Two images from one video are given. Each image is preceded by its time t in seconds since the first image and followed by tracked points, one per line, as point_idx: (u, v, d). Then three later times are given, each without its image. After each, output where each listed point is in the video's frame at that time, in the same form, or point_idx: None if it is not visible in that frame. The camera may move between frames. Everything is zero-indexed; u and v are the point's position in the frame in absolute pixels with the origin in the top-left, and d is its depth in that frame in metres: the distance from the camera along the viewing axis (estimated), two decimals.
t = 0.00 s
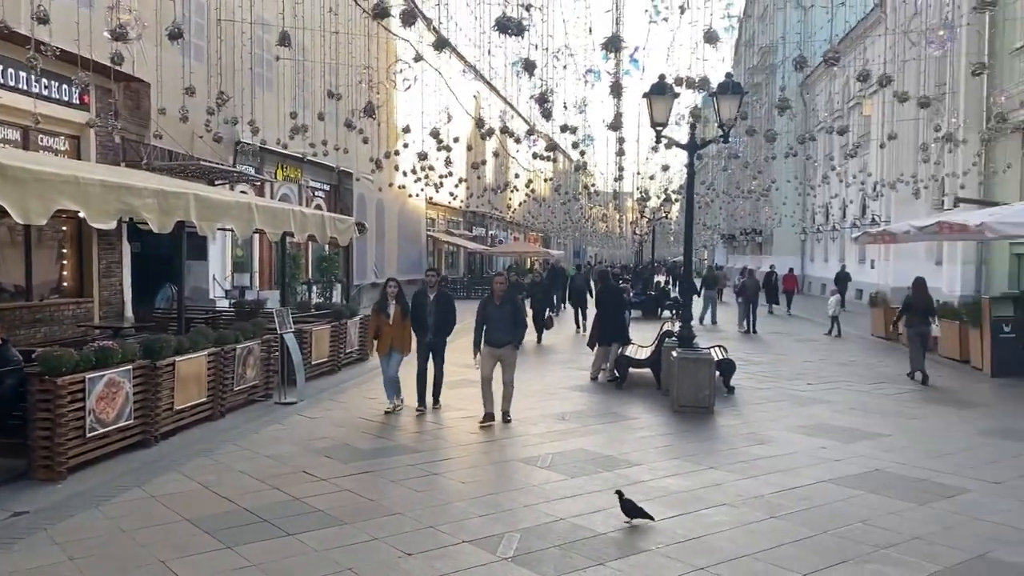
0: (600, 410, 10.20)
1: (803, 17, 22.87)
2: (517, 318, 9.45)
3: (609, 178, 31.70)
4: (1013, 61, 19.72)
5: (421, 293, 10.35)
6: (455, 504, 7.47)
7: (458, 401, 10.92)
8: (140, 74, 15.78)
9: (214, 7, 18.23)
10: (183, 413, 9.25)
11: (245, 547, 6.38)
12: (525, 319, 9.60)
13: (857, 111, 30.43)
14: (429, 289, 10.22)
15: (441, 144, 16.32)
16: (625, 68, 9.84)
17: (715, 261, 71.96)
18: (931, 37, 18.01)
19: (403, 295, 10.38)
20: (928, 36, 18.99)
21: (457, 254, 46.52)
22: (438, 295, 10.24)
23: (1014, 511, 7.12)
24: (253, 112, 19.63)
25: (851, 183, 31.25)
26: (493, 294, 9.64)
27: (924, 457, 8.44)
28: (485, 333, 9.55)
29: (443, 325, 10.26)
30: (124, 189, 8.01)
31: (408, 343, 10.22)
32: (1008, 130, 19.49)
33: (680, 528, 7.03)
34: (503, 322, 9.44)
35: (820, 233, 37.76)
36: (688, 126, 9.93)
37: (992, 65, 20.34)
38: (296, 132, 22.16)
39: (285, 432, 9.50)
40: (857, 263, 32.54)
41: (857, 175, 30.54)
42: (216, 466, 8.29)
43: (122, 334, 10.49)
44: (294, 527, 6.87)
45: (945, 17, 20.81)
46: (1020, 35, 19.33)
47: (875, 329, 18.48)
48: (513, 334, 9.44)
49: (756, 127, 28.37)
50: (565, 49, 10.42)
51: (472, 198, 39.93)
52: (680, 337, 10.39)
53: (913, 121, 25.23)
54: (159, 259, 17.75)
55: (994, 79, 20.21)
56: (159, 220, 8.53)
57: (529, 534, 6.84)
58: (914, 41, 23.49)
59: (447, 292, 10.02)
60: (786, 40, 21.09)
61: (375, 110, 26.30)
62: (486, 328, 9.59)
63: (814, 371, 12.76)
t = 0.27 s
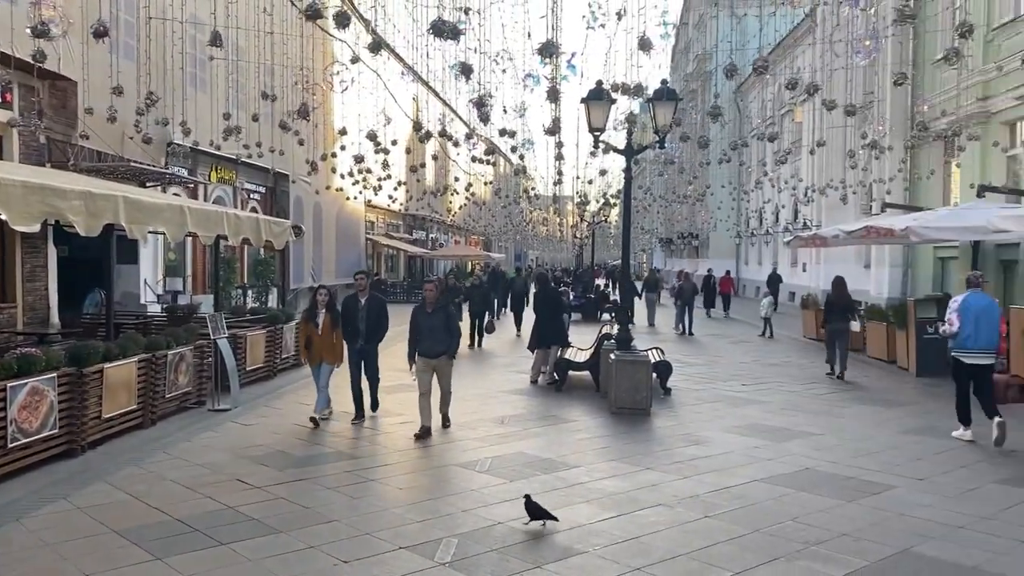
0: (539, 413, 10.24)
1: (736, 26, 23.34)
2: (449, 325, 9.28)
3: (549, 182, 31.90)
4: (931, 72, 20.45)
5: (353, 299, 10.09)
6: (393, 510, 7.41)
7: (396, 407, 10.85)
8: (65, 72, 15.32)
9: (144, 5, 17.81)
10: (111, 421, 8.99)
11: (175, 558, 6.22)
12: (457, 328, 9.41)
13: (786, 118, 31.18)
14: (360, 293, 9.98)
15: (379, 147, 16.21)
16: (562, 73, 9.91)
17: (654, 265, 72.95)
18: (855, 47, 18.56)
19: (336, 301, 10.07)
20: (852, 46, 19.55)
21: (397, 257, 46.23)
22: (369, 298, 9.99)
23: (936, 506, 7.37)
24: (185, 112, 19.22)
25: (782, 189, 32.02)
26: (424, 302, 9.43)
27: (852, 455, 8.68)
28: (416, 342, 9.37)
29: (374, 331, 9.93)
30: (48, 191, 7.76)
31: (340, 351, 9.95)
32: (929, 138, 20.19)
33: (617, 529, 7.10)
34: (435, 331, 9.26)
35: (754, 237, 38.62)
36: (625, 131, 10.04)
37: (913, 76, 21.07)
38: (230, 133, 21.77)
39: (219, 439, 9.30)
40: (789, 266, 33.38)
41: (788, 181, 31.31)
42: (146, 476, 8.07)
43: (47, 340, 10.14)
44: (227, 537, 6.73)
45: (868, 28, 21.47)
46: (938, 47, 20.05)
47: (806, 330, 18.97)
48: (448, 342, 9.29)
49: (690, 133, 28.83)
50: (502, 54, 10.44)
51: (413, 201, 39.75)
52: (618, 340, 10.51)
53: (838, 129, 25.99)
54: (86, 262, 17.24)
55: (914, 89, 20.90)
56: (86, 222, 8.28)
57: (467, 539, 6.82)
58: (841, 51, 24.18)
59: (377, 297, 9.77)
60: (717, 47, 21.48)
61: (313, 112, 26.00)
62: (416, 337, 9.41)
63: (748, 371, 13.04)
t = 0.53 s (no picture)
0: (479, 416, 10.24)
1: (673, 32, 23.71)
2: (383, 326, 9.01)
3: (491, 186, 31.96)
4: (857, 81, 21.10)
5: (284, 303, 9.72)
6: (329, 516, 7.32)
7: (334, 412, 10.74)
8: None
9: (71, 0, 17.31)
10: (36, 430, 8.69)
11: (101, 569, 6.04)
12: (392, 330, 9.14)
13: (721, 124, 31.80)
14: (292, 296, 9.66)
15: (316, 148, 16.03)
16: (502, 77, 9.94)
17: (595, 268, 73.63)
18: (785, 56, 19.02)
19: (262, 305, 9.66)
20: (782, 55, 20.04)
21: (337, 260, 45.73)
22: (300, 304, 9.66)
23: (863, 502, 7.59)
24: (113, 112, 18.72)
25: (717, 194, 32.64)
26: (356, 304, 9.12)
27: (783, 454, 8.88)
28: (348, 342, 9.04)
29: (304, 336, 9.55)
30: None
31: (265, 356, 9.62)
32: (856, 145, 20.83)
33: (555, 531, 7.13)
34: (368, 332, 8.98)
35: (690, 241, 39.27)
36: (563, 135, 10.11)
37: (842, 84, 21.70)
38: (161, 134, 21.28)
39: (150, 447, 9.08)
40: (724, 269, 34.04)
41: (724, 186, 31.94)
42: (72, 486, 7.83)
43: None
44: (156, 546, 6.56)
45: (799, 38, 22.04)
46: (865, 57, 20.70)
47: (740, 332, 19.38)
48: (382, 343, 9.02)
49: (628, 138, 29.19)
50: (440, 57, 10.42)
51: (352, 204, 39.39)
52: (558, 342, 10.58)
53: (769, 135, 26.62)
54: (10, 266, 16.67)
55: (842, 98, 21.53)
56: (9, 224, 7.98)
57: (404, 544, 6.78)
58: (773, 59, 24.78)
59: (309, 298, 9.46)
60: (652, 54, 21.79)
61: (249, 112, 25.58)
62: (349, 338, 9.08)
63: (684, 372, 13.25)
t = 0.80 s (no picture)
0: (420, 420, 10.20)
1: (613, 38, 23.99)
2: (318, 335, 8.82)
3: (433, 188, 31.89)
4: (792, 89, 21.64)
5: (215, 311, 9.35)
6: (265, 524, 7.19)
7: (273, 418, 10.59)
8: None
9: None
10: None
11: None
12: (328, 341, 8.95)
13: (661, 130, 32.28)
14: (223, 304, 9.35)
15: (252, 149, 15.79)
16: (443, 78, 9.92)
17: (538, 270, 74.02)
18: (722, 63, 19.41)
19: (187, 313, 9.27)
20: (719, 62, 20.44)
21: (276, 263, 45.04)
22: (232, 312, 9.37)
23: (796, 500, 7.77)
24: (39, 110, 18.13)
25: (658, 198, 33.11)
26: (290, 313, 8.92)
27: (720, 454, 9.04)
28: (281, 349, 8.80)
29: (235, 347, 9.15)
30: None
31: (189, 367, 9.14)
32: (790, 151, 21.39)
33: (494, 534, 7.13)
34: (302, 341, 8.76)
35: (631, 244, 39.74)
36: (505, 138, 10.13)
37: (777, 92, 22.23)
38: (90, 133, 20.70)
39: (79, 456, 8.81)
40: (664, 271, 34.53)
41: (664, 190, 32.43)
42: None
43: None
44: (84, 558, 6.36)
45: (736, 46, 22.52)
46: (799, 66, 21.25)
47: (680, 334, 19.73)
48: (316, 353, 8.81)
49: (569, 142, 29.44)
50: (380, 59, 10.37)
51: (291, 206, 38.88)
52: (499, 345, 10.61)
53: (707, 141, 27.11)
54: None
55: (777, 105, 22.06)
56: None
57: (342, 550, 6.69)
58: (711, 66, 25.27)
59: (241, 306, 9.20)
60: (592, 59, 22.04)
61: (185, 112, 25.08)
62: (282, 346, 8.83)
63: (624, 374, 13.42)
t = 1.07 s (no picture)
0: (362, 425, 10.12)
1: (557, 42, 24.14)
2: (256, 340, 8.48)
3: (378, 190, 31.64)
4: (733, 95, 22.08)
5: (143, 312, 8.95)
6: (200, 532, 7.02)
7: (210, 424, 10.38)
8: None
9: None
10: None
11: None
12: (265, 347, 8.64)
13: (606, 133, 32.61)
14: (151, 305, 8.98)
15: (188, 149, 15.46)
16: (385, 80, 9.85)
17: (484, 273, 74.00)
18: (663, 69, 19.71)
19: (106, 317, 8.90)
20: (661, 68, 20.75)
21: (215, 265, 44.13)
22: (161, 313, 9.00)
23: (733, 499, 7.89)
24: None
25: (603, 201, 33.45)
26: (229, 316, 8.60)
27: (660, 454, 9.14)
28: (217, 356, 8.45)
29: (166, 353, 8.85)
30: None
31: (112, 376, 8.79)
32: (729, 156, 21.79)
33: (435, 538, 7.08)
34: (239, 345, 8.42)
35: (576, 247, 40.02)
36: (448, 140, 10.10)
37: (718, 98, 22.65)
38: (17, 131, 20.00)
39: (5, 465, 8.50)
40: (609, 274, 34.88)
41: (609, 193, 32.76)
42: None
43: None
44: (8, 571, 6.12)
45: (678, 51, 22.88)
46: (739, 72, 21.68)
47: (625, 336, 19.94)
48: (252, 359, 8.47)
49: (514, 145, 29.52)
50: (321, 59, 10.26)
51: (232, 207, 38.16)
52: (442, 348, 10.58)
53: (649, 145, 27.47)
54: None
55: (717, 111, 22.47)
56: None
57: (280, 557, 6.57)
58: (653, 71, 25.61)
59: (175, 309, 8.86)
60: (535, 63, 22.13)
61: (120, 110, 24.42)
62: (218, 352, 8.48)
63: (567, 376, 13.50)
